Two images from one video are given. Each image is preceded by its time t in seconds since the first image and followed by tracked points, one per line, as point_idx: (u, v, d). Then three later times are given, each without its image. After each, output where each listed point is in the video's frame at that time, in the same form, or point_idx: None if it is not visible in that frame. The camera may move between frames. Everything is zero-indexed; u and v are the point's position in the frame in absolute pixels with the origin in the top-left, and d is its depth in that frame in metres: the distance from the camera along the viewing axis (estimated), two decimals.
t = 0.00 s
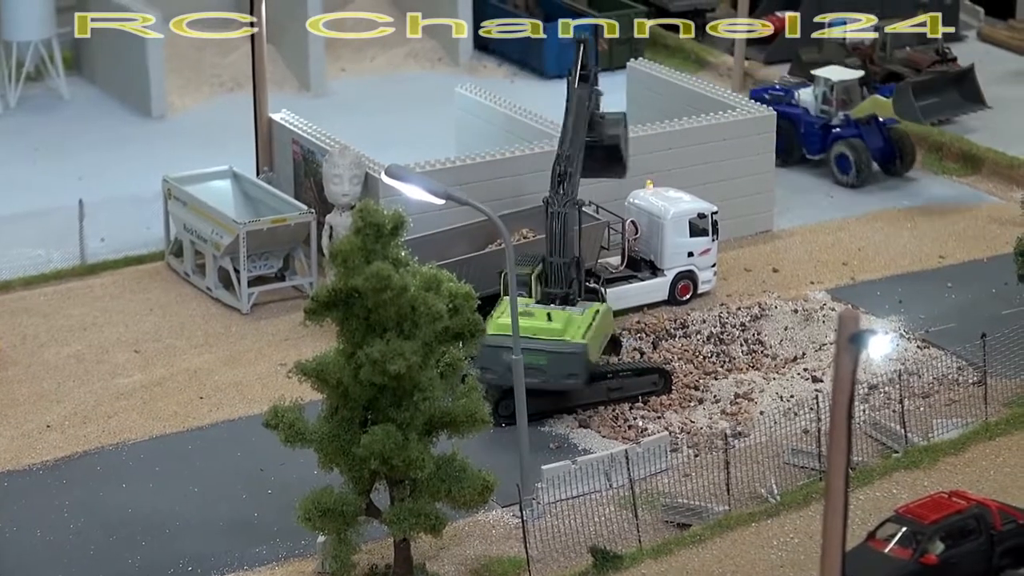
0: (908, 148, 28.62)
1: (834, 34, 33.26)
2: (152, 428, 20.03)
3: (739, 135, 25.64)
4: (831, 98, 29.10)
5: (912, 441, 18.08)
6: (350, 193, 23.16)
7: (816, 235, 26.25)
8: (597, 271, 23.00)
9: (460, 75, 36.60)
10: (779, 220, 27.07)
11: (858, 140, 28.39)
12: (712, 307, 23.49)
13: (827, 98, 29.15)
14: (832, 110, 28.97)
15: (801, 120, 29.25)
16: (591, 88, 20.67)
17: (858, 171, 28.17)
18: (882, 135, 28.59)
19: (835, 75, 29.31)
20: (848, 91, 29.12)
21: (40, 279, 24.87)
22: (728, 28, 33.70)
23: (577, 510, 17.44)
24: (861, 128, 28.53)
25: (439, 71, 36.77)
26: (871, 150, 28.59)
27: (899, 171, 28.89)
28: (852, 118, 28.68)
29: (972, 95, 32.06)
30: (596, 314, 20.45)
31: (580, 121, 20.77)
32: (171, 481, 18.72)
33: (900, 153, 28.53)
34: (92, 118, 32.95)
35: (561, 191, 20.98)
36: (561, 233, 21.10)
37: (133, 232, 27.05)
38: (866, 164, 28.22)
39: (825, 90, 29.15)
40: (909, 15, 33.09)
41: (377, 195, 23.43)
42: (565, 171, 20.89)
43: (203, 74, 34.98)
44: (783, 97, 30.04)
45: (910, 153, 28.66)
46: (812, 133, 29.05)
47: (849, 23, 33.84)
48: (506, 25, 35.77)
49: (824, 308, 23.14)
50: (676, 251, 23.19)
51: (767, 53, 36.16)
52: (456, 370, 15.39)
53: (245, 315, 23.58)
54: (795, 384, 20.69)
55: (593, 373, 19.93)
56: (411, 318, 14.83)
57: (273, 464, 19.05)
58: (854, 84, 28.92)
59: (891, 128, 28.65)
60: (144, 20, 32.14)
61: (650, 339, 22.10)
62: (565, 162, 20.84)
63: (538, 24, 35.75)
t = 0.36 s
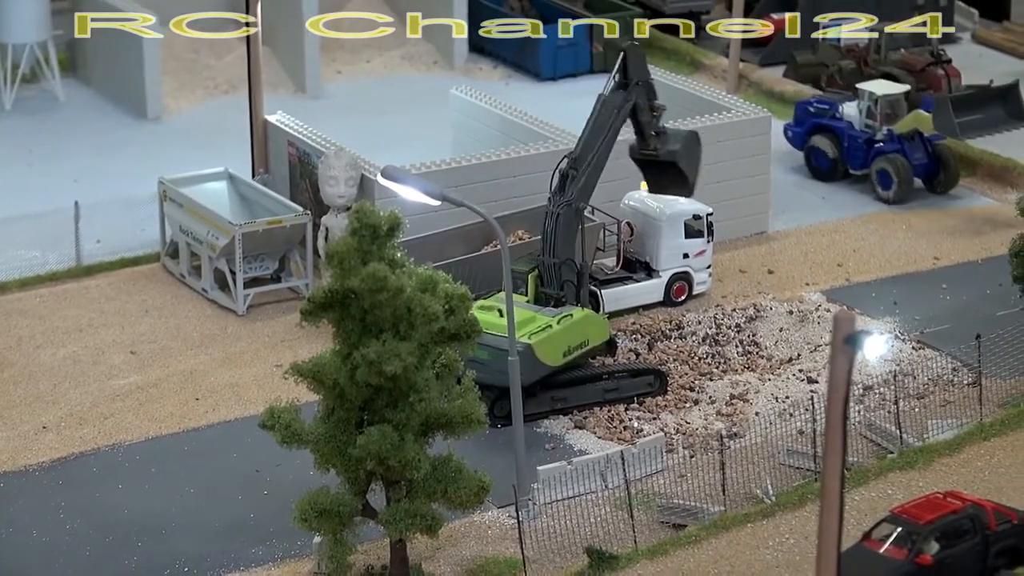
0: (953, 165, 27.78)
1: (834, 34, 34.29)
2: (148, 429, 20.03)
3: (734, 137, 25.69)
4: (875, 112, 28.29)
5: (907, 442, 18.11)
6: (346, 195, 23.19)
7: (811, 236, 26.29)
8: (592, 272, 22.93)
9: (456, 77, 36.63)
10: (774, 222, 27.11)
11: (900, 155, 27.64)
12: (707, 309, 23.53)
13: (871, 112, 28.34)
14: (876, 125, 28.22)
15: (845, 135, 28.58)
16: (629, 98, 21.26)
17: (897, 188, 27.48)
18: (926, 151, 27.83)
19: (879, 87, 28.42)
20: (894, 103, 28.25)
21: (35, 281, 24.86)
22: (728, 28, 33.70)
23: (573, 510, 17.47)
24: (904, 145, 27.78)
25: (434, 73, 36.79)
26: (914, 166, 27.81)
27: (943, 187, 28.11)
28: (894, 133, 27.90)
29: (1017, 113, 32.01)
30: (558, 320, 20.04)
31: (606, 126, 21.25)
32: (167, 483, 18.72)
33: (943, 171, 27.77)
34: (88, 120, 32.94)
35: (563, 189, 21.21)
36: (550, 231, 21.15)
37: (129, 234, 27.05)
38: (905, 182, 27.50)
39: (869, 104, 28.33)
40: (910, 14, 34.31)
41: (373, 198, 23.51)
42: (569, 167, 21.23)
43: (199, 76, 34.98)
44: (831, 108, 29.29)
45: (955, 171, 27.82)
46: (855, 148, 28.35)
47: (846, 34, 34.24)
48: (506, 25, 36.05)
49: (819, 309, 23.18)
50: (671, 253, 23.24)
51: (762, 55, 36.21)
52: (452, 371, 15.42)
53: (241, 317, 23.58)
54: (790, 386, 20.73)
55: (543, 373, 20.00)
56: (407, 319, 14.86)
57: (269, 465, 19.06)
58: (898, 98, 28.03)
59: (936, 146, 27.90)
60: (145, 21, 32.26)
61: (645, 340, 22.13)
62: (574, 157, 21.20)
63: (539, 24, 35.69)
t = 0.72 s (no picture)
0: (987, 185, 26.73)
1: (838, 34, 34.07)
2: (137, 433, 20.05)
3: (721, 141, 25.81)
4: (911, 129, 27.51)
5: (893, 445, 18.18)
6: (335, 199, 23.21)
7: (799, 240, 26.38)
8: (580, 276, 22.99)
9: (445, 81, 36.68)
10: (762, 225, 27.21)
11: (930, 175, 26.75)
12: (695, 312, 23.61)
13: (907, 129, 27.57)
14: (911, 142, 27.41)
15: (880, 151, 27.73)
16: (668, 131, 21.19)
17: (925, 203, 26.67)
18: (959, 170, 26.77)
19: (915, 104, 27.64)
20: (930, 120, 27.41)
21: (25, 285, 24.87)
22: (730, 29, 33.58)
23: (561, 513, 17.53)
24: (935, 163, 26.84)
25: (423, 77, 36.85)
26: (945, 185, 26.82)
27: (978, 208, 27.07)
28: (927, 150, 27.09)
29: None
30: (527, 321, 20.27)
31: (636, 149, 21.27)
32: (156, 487, 18.73)
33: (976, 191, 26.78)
34: (77, 124, 32.95)
35: (573, 194, 21.24)
36: (551, 230, 21.14)
37: (118, 238, 27.05)
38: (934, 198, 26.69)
39: (905, 121, 27.56)
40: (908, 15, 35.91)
41: (362, 202, 23.52)
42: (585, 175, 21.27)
43: (188, 81, 34.99)
44: (868, 124, 28.45)
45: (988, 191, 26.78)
46: (889, 164, 27.54)
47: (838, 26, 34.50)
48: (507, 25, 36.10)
49: (806, 313, 23.27)
50: (659, 257, 23.33)
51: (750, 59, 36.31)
52: (440, 375, 15.51)
53: (230, 321, 23.60)
54: (778, 389, 20.82)
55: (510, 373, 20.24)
56: (396, 322, 14.91)
57: (258, 469, 19.09)
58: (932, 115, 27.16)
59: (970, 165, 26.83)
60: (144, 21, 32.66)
61: (634, 344, 22.21)
62: (593, 165, 21.31)
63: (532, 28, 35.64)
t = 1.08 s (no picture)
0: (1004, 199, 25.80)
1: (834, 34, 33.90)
2: (117, 426, 20.02)
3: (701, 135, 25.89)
4: (934, 137, 26.50)
5: (872, 435, 18.25)
6: (316, 193, 23.22)
7: (779, 233, 26.45)
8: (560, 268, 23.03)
9: (426, 77, 36.67)
10: (741, 219, 27.29)
11: (943, 187, 26.00)
12: (675, 305, 23.67)
13: (931, 137, 26.55)
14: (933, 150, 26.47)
15: (903, 159, 26.96)
16: (672, 155, 21.89)
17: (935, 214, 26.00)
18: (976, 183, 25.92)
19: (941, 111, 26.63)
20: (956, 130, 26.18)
21: (5, 280, 24.81)
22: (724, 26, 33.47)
23: (540, 503, 17.58)
24: (951, 174, 26.02)
25: (404, 73, 36.85)
26: (960, 197, 26.03)
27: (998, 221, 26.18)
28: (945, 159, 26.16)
29: None
30: (505, 315, 20.31)
31: (640, 167, 21.77)
32: (136, 478, 18.72)
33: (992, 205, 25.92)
34: (57, 120, 32.88)
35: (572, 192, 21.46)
36: (546, 222, 21.27)
37: (99, 234, 27.00)
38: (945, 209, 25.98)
39: (929, 129, 26.55)
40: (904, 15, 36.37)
41: (342, 195, 23.52)
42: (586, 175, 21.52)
43: (168, 77, 34.93)
44: (897, 131, 27.56)
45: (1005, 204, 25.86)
46: (910, 173, 26.78)
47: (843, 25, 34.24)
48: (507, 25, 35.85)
49: (786, 305, 23.35)
50: (638, 250, 23.36)
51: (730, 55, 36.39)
52: (420, 365, 15.42)
53: (210, 315, 23.57)
54: (757, 380, 20.89)
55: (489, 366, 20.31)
56: (374, 313, 14.93)
57: (238, 461, 19.07)
58: (952, 125, 25.97)
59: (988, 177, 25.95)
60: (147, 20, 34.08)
61: (613, 336, 22.26)
62: (596, 169, 21.56)
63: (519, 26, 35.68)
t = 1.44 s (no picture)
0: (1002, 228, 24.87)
1: (833, 35, 33.67)
2: (96, 424, 19.94)
3: (679, 131, 25.93)
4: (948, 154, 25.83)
5: (849, 429, 18.30)
6: (294, 190, 23.19)
7: (758, 229, 26.49)
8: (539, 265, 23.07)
9: (405, 75, 36.62)
10: (719, 215, 27.33)
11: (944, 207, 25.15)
12: (653, 301, 23.70)
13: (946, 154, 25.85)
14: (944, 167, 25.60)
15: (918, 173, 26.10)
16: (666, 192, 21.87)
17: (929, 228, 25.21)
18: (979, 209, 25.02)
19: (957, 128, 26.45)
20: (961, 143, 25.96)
21: None
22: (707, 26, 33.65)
23: (519, 499, 17.58)
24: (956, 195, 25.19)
25: (383, 71, 36.80)
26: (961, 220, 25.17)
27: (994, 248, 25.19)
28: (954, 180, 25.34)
29: None
30: (483, 311, 20.31)
31: (637, 194, 21.83)
32: (115, 475, 18.67)
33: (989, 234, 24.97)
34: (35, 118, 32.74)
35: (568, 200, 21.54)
36: (539, 221, 21.31)
37: (77, 232, 26.88)
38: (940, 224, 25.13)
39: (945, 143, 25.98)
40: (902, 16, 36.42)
41: (320, 191, 23.46)
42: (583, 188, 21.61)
43: (146, 75, 34.80)
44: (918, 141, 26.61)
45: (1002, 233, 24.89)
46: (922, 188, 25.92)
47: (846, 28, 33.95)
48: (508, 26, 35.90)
49: (764, 301, 23.39)
50: (616, 246, 23.37)
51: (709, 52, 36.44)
52: (398, 362, 15.32)
53: (189, 312, 23.50)
54: (735, 375, 20.93)
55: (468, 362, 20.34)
56: (352, 308, 14.91)
57: (216, 458, 19.01)
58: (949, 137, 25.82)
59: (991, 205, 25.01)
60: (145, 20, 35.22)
61: (592, 332, 22.29)
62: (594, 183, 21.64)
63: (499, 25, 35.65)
